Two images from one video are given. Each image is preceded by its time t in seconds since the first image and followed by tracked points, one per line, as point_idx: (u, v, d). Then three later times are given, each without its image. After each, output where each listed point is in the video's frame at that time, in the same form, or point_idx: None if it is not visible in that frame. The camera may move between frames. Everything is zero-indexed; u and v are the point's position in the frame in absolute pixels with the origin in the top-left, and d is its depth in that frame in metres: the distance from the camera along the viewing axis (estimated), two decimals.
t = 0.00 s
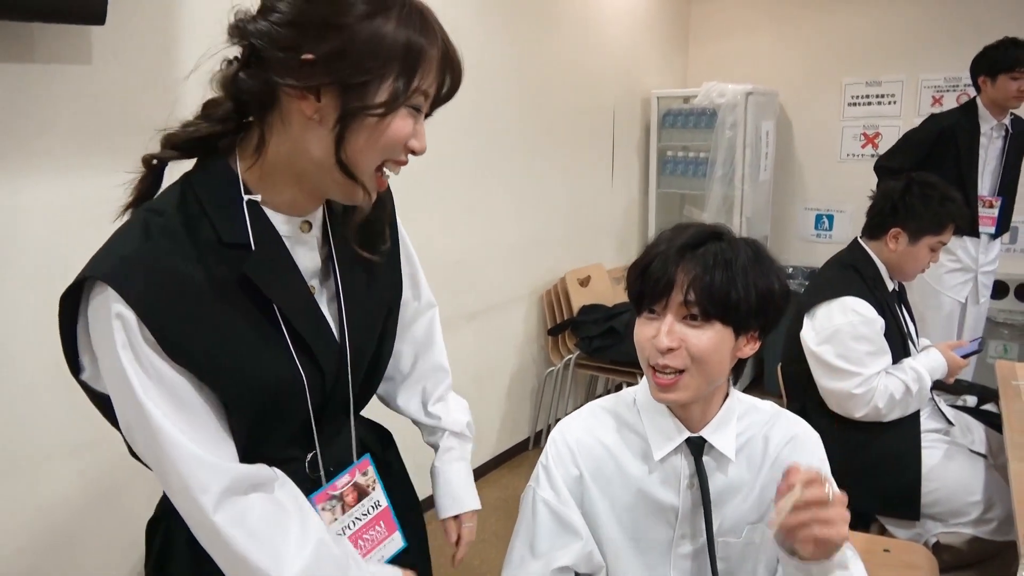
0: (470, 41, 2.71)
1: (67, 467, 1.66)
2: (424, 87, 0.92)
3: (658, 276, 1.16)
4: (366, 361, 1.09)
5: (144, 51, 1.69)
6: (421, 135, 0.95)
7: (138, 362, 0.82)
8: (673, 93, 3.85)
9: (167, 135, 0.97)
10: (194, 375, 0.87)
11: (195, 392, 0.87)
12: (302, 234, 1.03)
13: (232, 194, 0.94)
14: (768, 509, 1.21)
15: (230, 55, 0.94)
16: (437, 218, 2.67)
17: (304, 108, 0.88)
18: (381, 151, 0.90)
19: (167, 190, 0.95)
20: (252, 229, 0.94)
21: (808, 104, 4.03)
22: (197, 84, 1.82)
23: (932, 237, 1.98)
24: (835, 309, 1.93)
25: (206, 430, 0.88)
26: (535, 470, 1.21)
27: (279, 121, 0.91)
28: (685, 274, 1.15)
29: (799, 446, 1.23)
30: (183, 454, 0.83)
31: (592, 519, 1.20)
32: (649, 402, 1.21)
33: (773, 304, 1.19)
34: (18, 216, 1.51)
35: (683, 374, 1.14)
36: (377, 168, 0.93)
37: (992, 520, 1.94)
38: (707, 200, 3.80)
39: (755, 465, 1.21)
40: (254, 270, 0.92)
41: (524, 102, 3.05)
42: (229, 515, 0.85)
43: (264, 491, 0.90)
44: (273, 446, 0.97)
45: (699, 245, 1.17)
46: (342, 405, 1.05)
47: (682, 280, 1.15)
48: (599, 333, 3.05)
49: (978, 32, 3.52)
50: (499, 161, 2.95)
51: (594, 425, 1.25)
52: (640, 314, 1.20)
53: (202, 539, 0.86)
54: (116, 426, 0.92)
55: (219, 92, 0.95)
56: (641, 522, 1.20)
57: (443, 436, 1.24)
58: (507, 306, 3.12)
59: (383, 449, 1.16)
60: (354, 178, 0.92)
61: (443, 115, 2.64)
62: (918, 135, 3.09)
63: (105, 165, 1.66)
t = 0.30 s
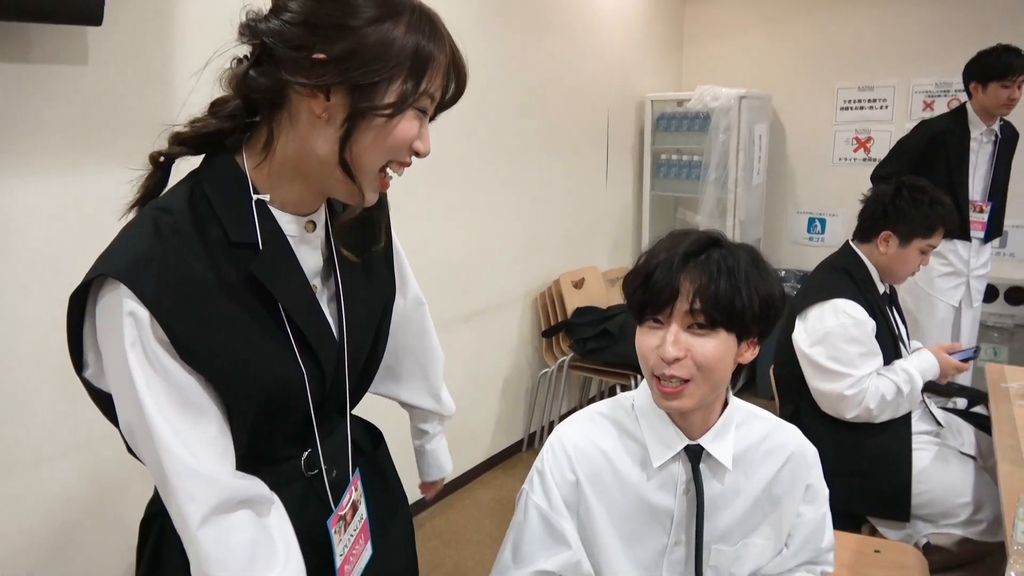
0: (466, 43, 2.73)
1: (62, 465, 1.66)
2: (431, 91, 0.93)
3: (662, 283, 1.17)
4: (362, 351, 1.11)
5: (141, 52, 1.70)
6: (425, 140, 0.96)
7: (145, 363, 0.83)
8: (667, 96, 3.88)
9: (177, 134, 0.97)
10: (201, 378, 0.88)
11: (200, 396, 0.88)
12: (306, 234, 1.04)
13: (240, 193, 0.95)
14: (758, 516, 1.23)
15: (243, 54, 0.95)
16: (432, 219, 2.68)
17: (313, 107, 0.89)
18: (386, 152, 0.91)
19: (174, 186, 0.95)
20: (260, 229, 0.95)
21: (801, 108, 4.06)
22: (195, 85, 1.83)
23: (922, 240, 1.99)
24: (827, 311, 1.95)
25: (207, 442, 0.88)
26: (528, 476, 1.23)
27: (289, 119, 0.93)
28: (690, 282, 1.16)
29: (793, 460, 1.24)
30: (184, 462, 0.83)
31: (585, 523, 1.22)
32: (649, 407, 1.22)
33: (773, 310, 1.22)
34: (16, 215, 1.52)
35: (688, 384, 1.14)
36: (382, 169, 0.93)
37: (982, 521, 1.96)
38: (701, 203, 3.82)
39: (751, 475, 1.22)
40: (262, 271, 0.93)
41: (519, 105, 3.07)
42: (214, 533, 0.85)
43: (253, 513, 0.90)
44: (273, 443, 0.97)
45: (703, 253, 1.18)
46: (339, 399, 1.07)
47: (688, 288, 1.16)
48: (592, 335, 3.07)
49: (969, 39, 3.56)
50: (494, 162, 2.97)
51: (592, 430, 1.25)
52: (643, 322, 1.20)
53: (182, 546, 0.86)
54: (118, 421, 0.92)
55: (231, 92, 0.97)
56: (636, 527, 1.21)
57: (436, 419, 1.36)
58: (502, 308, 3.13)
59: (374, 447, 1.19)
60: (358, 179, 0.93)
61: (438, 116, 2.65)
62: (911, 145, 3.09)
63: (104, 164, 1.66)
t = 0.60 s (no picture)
0: (463, 45, 2.74)
1: (63, 467, 1.66)
2: (422, 88, 0.93)
3: (684, 287, 1.16)
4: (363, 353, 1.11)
5: (141, 55, 1.70)
6: (417, 136, 0.96)
7: (140, 355, 0.83)
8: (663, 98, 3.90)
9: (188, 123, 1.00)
10: (196, 373, 0.88)
11: (193, 394, 0.87)
12: (306, 225, 1.05)
13: (240, 187, 0.96)
14: (758, 515, 1.24)
15: (240, 47, 0.97)
16: (430, 221, 2.69)
17: (304, 97, 0.90)
18: (374, 145, 0.92)
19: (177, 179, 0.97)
20: (260, 221, 0.96)
21: (796, 110, 4.08)
22: (194, 87, 1.84)
23: (917, 238, 2.01)
24: (824, 310, 1.97)
25: (198, 440, 0.88)
26: (530, 475, 1.24)
27: (282, 110, 0.94)
28: (712, 286, 1.16)
29: (793, 460, 1.25)
30: (167, 455, 0.83)
31: (585, 522, 1.22)
32: (651, 410, 1.22)
33: (782, 315, 1.23)
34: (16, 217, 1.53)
35: (702, 387, 1.15)
36: (371, 162, 0.94)
37: (978, 519, 1.98)
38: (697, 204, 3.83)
39: (751, 475, 1.23)
40: (263, 262, 0.93)
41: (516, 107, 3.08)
42: (186, 530, 0.84)
43: (233, 517, 0.89)
44: (271, 437, 0.97)
45: (723, 259, 1.19)
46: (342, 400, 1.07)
47: (710, 292, 1.16)
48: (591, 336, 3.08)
49: (963, 40, 3.58)
50: (492, 164, 2.98)
51: (591, 429, 1.26)
52: (656, 322, 1.20)
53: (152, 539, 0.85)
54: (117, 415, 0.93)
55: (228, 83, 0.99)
56: (636, 525, 1.22)
57: (439, 415, 1.38)
58: (500, 309, 3.14)
59: (378, 448, 1.20)
60: (346, 170, 0.93)
61: (436, 118, 2.66)
62: (905, 144, 3.12)
63: (104, 167, 1.67)
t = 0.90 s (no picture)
0: (459, 47, 2.75)
1: (60, 470, 1.67)
2: (367, 25, 0.92)
3: (680, 274, 1.17)
4: (378, 363, 1.07)
5: (135, 57, 1.70)
6: (386, 76, 0.93)
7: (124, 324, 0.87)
8: (658, 99, 3.91)
9: (226, 135, 1.09)
10: (183, 355, 0.91)
11: (175, 370, 0.90)
12: (319, 215, 1.03)
13: (253, 171, 0.97)
14: (754, 519, 1.24)
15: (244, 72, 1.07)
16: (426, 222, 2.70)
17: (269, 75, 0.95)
18: (328, 91, 0.91)
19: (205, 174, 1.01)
20: (271, 207, 0.97)
21: (790, 111, 4.10)
22: (190, 89, 1.84)
23: (911, 238, 2.02)
24: (819, 309, 1.98)
25: (179, 417, 0.91)
26: (526, 476, 1.26)
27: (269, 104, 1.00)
28: (707, 273, 1.18)
29: (791, 464, 1.25)
30: (137, 425, 0.86)
31: (579, 524, 1.22)
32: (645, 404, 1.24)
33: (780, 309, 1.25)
34: (11, 218, 1.52)
35: (702, 372, 1.16)
36: (334, 112, 0.92)
37: (973, 517, 1.99)
38: (693, 205, 3.85)
39: (747, 478, 1.23)
40: (269, 248, 0.95)
41: (512, 108, 3.09)
42: (142, 498, 0.87)
43: (197, 496, 0.92)
44: (269, 435, 0.97)
45: (718, 249, 1.20)
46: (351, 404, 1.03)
47: (705, 280, 1.18)
48: (587, 337, 3.09)
49: (956, 41, 3.60)
50: (488, 166, 2.99)
51: (587, 430, 1.27)
52: (651, 314, 1.20)
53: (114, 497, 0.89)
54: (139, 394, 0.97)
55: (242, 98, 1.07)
56: (631, 527, 1.22)
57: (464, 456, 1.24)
58: (496, 310, 3.14)
59: (397, 458, 1.14)
60: (314, 126, 0.93)
61: (432, 120, 2.67)
62: (899, 145, 3.14)
63: (99, 169, 1.67)
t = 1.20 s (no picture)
0: (448, 49, 2.74)
1: (48, 476, 1.65)
2: (350, 26, 0.94)
3: (661, 275, 1.19)
4: (412, 356, 1.05)
5: (121, 61, 1.69)
6: (377, 74, 0.95)
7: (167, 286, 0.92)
8: (648, 100, 3.92)
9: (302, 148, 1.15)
10: (232, 336, 0.95)
11: (212, 339, 0.93)
12: (363, 211, 1.05)
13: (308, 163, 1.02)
14: (745, 520, 1.25)
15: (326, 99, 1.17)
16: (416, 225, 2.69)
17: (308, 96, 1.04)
18: (329, 95, 0.95)
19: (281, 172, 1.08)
20: (319, 198, 1.01)
21: (779, 112, 4.11)
22: (178, 93, 1.82)
23: (900, 239, 2.03)
24: (809, 309, 1.99)
25: (218, 389, 0.95)
26: (519, 477, 1.25)
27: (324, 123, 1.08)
28: (688, 275, 1.18)
29: (782, 464, 1.26)
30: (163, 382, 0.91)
31: (570, 525, 1.22)
32: (634, 405, 1.24)
33: (769, 317, 1.24)
34: None
35: (682, 372, 1.15)
36: (339, 113, 0.96)
37: (963, 515, 1.99)
38: (683, 205, 3.86)
39: (738, 478, 1.24)
40: (312, 235, 0.98)
41: (502, 110, 3.09)
42: (148, 443, 0.91)
43: (207, 455, 0.95)
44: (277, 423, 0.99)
45: (704, 253, 1.21)
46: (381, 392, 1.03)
47: (684, 282, 1.18)
48: (578, 338, 3.09)
49: (942, 42, 3.63)
50: (478, 168, 2.99)
51: (578, 431, 1.26)
52: (637, 314, 1.22)
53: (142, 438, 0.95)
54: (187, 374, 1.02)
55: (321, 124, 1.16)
56: (622, 528, 1.22)
57: (481, 470, 1.20)
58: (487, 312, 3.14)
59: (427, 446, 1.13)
60: (331, 131, 0.98)
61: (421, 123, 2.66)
62: (883, 141, 3.18)
63: (85, 175, 1.65)
